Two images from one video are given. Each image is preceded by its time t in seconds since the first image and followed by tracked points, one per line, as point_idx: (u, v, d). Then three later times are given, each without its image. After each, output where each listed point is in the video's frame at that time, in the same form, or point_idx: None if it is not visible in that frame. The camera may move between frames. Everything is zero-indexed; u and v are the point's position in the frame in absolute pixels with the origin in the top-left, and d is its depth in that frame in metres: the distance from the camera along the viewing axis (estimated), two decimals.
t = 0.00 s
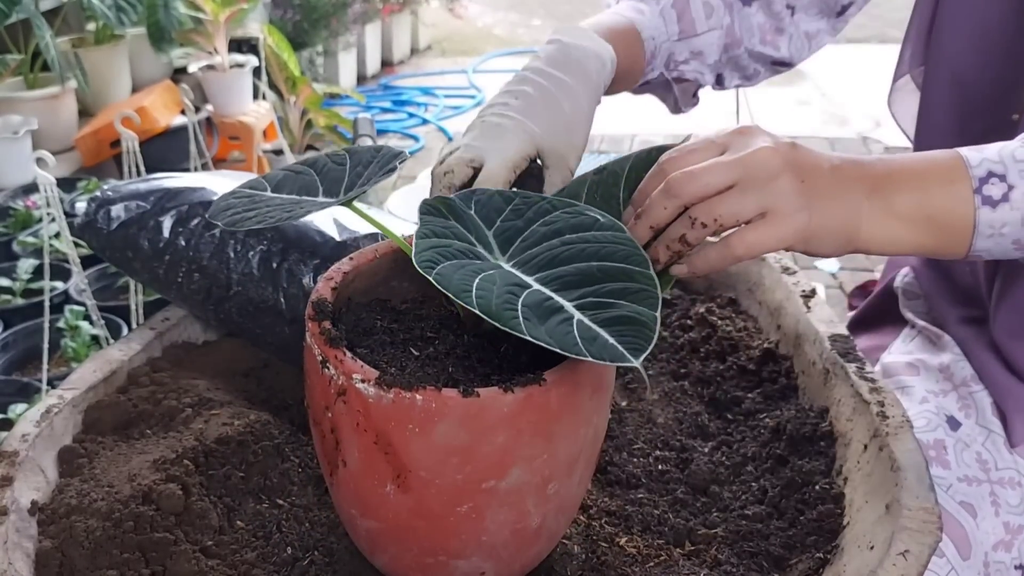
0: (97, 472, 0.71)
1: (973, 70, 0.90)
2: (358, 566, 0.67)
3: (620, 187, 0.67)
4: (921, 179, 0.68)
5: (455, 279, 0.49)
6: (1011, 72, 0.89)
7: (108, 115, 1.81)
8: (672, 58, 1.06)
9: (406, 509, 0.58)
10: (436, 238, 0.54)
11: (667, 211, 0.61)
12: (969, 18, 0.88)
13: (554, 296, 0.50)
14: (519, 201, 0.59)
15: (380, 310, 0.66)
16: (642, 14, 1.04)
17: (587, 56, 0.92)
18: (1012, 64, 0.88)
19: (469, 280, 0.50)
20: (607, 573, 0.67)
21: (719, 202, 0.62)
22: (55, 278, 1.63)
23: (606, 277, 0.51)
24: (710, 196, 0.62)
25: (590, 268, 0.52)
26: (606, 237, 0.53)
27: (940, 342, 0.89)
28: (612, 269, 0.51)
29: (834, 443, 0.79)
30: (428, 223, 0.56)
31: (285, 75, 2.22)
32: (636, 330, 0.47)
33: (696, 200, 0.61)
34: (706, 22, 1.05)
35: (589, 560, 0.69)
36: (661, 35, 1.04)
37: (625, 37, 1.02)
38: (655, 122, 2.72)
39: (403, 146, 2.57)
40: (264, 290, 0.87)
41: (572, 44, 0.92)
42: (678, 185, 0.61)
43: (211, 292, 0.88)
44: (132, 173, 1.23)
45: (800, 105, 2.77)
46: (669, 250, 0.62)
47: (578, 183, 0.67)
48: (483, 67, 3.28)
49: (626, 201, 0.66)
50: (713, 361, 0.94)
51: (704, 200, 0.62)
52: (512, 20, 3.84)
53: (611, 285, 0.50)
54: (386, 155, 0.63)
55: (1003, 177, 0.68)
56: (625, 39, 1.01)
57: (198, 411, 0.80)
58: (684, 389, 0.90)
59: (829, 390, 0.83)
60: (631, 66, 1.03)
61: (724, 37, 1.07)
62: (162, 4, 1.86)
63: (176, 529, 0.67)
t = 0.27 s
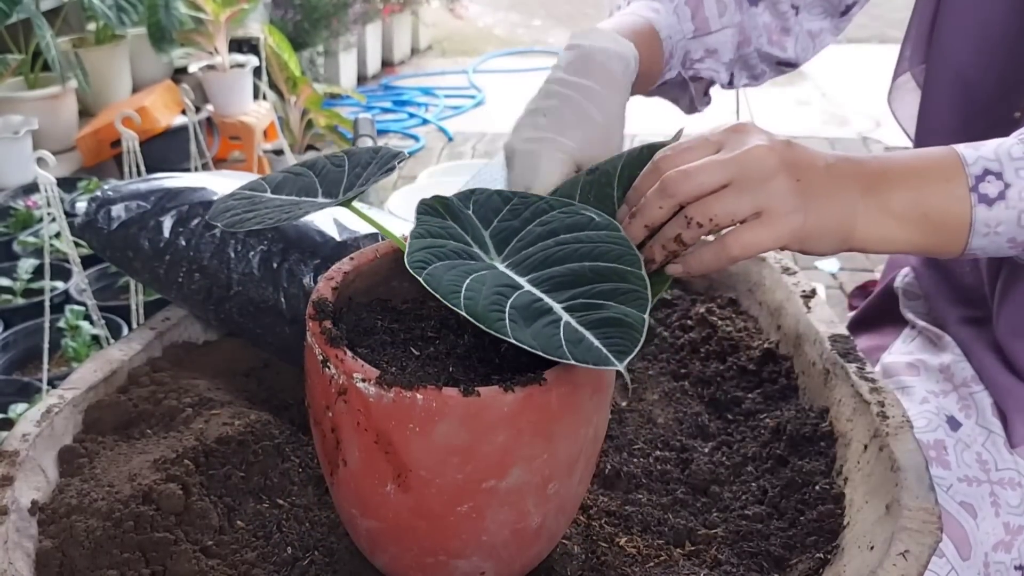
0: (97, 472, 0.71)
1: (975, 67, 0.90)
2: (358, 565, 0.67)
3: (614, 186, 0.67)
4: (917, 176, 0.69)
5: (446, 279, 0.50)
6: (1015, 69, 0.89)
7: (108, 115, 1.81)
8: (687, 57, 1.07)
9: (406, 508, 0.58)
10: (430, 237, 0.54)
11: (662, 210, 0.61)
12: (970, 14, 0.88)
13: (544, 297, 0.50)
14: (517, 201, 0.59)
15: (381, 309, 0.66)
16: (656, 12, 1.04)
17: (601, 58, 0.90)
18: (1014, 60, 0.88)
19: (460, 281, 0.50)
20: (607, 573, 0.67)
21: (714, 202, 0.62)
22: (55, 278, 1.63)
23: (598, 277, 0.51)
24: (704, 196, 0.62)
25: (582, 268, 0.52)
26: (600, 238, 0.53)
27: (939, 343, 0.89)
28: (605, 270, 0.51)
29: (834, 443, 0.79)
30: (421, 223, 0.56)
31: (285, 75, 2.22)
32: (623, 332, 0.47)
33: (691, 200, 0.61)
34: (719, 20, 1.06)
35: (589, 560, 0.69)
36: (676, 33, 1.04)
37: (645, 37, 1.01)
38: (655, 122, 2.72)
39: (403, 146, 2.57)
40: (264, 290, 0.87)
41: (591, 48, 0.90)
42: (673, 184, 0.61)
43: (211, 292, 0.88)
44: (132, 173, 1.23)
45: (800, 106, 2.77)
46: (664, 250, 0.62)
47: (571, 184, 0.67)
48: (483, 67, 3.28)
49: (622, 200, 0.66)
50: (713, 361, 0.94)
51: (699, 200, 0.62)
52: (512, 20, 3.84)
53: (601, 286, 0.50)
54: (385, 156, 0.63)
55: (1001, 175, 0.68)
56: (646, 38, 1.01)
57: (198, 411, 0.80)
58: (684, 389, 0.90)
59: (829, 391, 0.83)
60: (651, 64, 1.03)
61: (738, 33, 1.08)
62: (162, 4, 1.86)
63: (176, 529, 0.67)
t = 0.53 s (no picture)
0: (97, 472, 0.71)
1: (979, 67, 0.90)
2: (359, 565, 0.68)
3: (612, 186, 0.67)
4: (916, 174, 0.68)
5: (445, 276, 0.50)
6: (1019, 67, 0.88)
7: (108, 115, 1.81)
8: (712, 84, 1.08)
9: (406, 506, 0.58)
10: (429, 237, 0.54)
11: (662, 210, 0.61)
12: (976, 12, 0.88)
13: (544, 296, 0.50)
14: (517, 201, 0.59)
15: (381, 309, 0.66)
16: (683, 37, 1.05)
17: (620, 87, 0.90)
18: (1018, 58, 0.88)
19: (459, 279, 0.50)
20: (607, 573, 0.67)
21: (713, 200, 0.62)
22: (55, 278, 1.63)
23: (597, 276, 0.51)
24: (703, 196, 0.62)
25: (581, 267, 0.52)
26: (600, 236, 0.53)
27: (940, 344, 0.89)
28: (603, 268, 0.51)
29: (834, 443, 0.79)
30: (422, 221, 0.56)
31: (285, 76, 2.22)
32: (622, 331, 0.47)
33: (690, 199, 0.61)
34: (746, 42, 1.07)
35: (589, 560, 0.69)
36: (703, 57, 1.05)
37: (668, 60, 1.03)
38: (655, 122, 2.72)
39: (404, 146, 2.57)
40: (264, 290, 0.87)
41: (625, 71, 0.90)
42: (672, 184, 0.61)
43: (211, 292, 0.88)
44: (132, 173, 1.23)
45: (800, 106, 2.77)
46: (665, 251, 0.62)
47: (570, 183, 0.67)
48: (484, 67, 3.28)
49: (622, 198, 0.66)
50: (713, 362, 0.94)
51: (698, 199, 0.62)
52: (512, 21, 3.84)
53: (600, 285, 0.50)
54: (386, 156, 0.63)
55: (1001, 172, 0.68)
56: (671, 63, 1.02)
57: (198, 411, 0.80)
58: (684, 389, 0.90)
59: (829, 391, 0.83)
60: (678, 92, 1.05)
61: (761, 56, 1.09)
62: (162, 5, 1.86)
63: (176, 529, 0.67)
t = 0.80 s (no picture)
0: (97, 472, 0.72)
1: (976, 65, 0.90)
2: (359, 565, 0.68)
3: (609, 186, 0.67)
4: (917, 175, 0.68)
5: (441, 271, 0.50)
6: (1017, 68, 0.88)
7: (108, 115, 1.81)
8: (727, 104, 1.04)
9: (406, 506, 0.58)
10: (426, 234, 0.54)
11: (661, 212, 0.62)
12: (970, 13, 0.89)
13: (541, 292, 0.50)
14: (516, 201, 0.59)
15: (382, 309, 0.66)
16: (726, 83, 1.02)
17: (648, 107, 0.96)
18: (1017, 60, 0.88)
19: (456, 275, 0.50)
20: (607, 573, 0.67)
21: (712, 201, 0.62)
22: (55, 278, 1.63)
23: (594, 273, 0.51)
24: (702, 198, 0.62)
25: (578, 265, 0.52)
26: (598, 236, 0.54)
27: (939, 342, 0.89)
28: (600, 266, 0.51)
29: (834, 444, 0.79)
30: (421, 219, 0.56)
31: (285, 76, 2.22)
32: (619, 324, 0.47)
33: (689, 201, 0.62)
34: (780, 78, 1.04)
35: (589, 561, 0.69)
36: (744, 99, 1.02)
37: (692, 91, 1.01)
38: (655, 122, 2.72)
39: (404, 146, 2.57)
40: (264, 290, 0.88)
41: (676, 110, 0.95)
42: (672, 186, 0.61)
43: (211, 292, 0.88)
44: (132, 173, 1.23)
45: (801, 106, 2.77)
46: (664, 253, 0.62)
47: (566, 182, 0.68)
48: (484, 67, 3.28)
49: (620, 201, 0.67)
50: (713, 362, 0.94)
51: (698, 201, 0.62)
52: (512, 21, 3.84)
53: (596, 282, 0.50)
54: (385, 156, 0.63)
55: (1001, 173, 0.68)
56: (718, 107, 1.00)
57: (198, 411, 0.80)
58: (684, 389, 0.90)
59: (829, 390, 0.83)
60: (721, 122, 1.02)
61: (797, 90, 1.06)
62: (163, 5, 1.86)
63: (176, 529, 0.68)
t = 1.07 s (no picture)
0: (97, 472, 0.72)
1: (976, 61, 0.90)
2: (359, 564, 0.68)
3: (604, 181, 0.67)
4: (907, 167, 0.69)
5: (451, 273, 0.50)
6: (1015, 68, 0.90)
7: (108, 115, 1.81)
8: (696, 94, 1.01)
9: (407, 503, 0.58)
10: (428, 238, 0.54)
11: (655, 197, 0.61)
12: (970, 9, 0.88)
13: (547, 285, 0.50)
14: (509, 197, 0.59)
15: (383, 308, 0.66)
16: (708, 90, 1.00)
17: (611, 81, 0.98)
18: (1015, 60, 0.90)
19: (463, 276, 0.50)
20: (607, 573, 0.67)
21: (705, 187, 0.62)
22: (55, 278, 1.63)
23: (598, 260, 0.51)
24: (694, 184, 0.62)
25: (581, 254, 0.52)
26: (597, 223, 0.54)
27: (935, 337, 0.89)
28: (602, 253, 0.51)
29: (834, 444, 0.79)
30: (422, 222, 0.56)
31: (285, 76, 2.22)
32: (633, 307, 0.47)
33: (684, 187, 0.62)
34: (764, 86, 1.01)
35: (589, 560, 0.68)
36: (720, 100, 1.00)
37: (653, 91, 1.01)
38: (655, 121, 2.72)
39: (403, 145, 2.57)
40: (264, 290, 0.87)
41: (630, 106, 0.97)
42: (666, 172, 0.61)
43: (211, 292, 0.88)
44: (132, 173, 1.23)
45: (800, 106, 2.78)
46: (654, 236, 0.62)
47: (562, 179, 0.68)
48: (483, 67, 3.28)
49: (615, 187, 0.66)
50: (713, 361, 0.94)
51: (692, 188, 0.62)
52: (513, 20, 3.84)
53: (601, 270, 0.50)
54: (385, 156, 0.63)
55: (987, 168, 0.69)
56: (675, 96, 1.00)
57: (198, 411, 0.80)
58: (684, 389, 0.90)
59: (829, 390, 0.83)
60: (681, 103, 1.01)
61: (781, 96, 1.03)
62: (162, 5, 1.86)
63: (176, 529, 0.68)
